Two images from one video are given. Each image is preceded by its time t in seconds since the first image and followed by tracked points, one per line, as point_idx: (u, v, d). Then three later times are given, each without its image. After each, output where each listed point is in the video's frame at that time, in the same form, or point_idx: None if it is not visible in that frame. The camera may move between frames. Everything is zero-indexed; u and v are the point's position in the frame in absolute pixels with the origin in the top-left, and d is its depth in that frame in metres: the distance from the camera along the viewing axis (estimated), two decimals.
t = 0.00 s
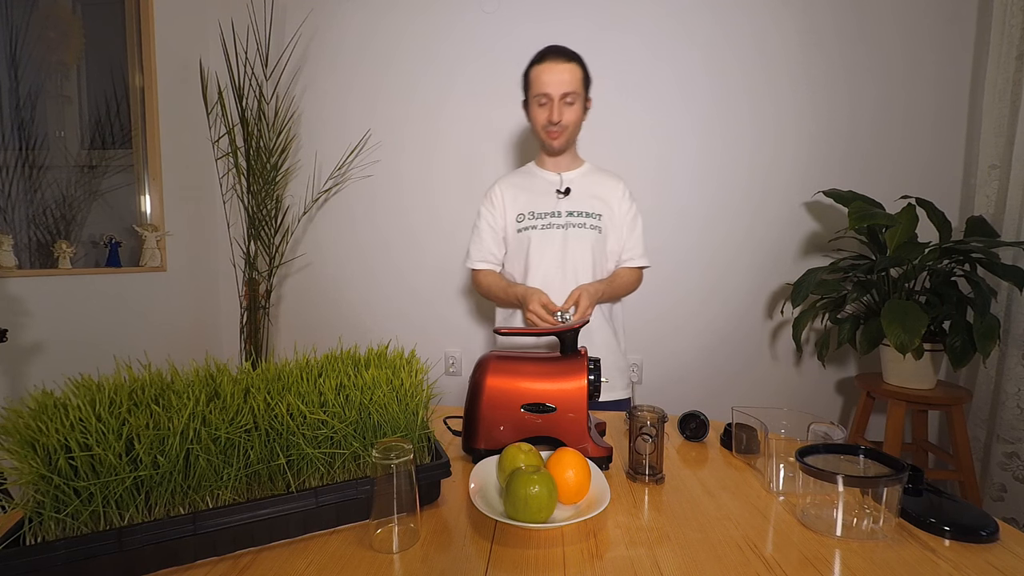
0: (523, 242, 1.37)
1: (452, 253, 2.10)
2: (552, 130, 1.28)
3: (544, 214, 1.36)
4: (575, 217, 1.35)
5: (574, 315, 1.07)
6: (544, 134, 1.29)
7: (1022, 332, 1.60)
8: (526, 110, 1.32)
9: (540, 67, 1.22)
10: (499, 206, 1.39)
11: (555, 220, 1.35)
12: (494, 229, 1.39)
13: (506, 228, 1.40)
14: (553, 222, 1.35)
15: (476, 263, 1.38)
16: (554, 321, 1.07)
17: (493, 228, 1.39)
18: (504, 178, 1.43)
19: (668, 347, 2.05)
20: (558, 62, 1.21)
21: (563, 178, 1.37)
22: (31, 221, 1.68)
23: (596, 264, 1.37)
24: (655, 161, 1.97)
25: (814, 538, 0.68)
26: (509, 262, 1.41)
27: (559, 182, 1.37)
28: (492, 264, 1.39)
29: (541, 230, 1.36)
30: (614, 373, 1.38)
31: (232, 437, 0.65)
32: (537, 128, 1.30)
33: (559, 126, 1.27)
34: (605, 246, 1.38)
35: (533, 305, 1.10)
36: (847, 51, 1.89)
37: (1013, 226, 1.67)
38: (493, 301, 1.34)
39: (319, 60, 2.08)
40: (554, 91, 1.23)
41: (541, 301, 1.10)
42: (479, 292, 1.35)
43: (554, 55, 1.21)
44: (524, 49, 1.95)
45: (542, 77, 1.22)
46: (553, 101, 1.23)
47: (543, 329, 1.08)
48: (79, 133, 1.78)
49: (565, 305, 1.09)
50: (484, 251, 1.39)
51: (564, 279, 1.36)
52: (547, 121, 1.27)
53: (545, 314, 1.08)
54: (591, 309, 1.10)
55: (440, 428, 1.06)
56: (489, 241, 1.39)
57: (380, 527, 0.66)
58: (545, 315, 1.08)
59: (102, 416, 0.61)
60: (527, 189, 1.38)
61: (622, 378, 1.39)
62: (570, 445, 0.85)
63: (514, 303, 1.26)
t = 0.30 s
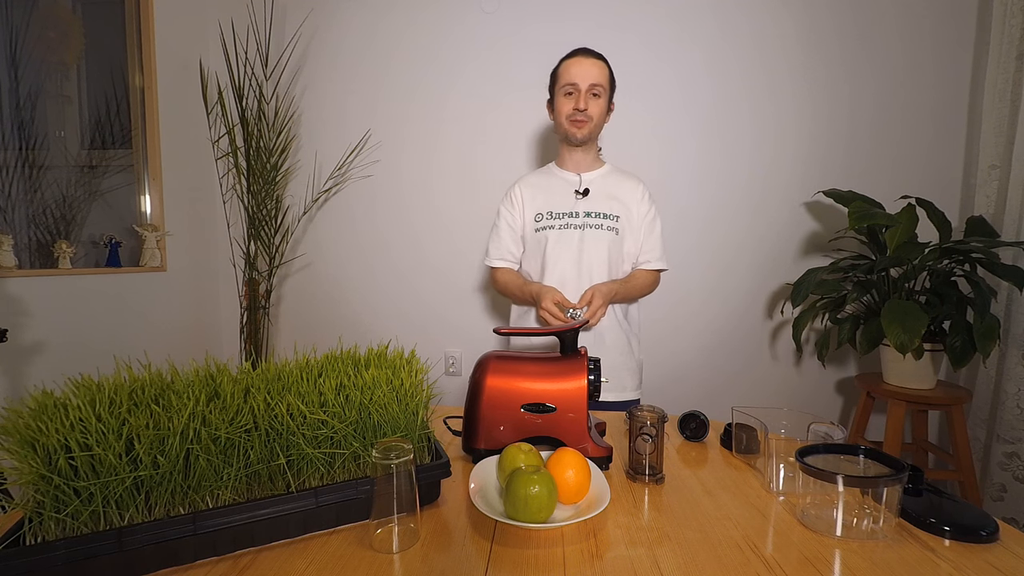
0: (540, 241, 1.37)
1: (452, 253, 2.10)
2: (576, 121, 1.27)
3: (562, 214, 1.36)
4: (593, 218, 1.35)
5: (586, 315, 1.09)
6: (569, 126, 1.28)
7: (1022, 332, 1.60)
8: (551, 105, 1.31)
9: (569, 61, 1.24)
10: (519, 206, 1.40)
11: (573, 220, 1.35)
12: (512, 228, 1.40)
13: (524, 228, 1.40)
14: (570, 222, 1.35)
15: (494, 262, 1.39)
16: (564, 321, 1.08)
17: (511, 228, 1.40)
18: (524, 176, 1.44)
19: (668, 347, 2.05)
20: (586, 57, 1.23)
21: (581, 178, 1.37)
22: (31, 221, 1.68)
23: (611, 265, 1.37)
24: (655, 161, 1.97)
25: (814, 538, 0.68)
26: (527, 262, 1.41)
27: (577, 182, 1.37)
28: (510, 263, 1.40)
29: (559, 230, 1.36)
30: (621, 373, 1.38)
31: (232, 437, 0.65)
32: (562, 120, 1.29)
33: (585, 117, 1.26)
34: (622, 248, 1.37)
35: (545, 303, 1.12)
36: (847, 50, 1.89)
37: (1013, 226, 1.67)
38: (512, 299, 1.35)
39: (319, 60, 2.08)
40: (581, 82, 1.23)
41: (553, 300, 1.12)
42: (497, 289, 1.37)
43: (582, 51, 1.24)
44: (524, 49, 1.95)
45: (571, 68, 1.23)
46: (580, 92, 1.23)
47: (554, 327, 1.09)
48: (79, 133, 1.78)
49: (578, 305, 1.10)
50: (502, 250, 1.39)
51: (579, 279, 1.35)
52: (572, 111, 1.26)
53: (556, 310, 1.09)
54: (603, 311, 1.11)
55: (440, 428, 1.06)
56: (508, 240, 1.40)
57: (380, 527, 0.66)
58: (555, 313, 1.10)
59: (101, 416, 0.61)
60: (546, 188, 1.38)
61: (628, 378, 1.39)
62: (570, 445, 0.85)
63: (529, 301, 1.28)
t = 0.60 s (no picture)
0: (543, 242, 1.38)
1: (452, 252, 2.10)
2: (581, 124, 1.26)
3: (565, 215, 1.36)
4: (596, 219, 1.35)
5: (588, 315, 1.09)
6: (573, 129, 1.28)
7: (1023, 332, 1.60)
8: (555, 108, 1.32)
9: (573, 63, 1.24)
10: (523, 206, 1.40)
11: (576, 221, 1.35)
12: (516, 228, 1.41)
13: (528, 228, 1.41)
14: (573, 223, 1.35)
15: (498, 262, 1.40)
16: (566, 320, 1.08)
17: (515, 228, 1.40)
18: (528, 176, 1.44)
19: (668, 346, 2.05)
20: (590, 60, 1.24)
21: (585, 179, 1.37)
22: (31, 221, 1.68)
23: (615, 266, 1.37)
24: (655, 161, 1.97)
25: (814, 538, 0.68)
26: (530, 262, 1.42)
27: (581, 183, 1.37)
28: (515, 263, 1.41)
29: (562, 231, 1.36)
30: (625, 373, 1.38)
31: (233, 437, 0.65)
32: (566, 123, 1.28)
33: (590, 120, 1.26)
34: (625, 248, 1.37)
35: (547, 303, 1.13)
36: (847, 50, 1.89)
37: (1013, 226, 1.67)
38: (515, 298, 1.36)
39: (319, 60, 2.08)
40: (586, 84, 1.24)
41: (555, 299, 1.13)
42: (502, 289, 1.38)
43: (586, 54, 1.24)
44: (524, 49, 1.95)
45: (575, 71, 1.24)
46: (584, 94, 1.24)
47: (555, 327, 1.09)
48: (79, 133, 1.78)
49: (580, 305, 1.10)
50: (506, 250, 1.40)
51: (581, 280, 1.36)
52: (577, 114, 1.26)
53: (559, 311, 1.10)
54: (605, 311, 1.11)
55: (440, 428, 1.06)
56: (512, 241, 1.40)
57: (380, 527, 0.66)
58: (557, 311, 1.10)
59: (101, 416, 0.61)
60: (550, 189, 1.38)
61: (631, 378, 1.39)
62: (569, 445, 0.85)
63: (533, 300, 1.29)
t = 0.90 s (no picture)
0: (532, 242, 1.37)
1: (452, 253, 2.10)
2: (567, 125, 1.26)
3: (554, 214, 1.35)
4: (585, 218, 1.35)
5: (585, 314, 1.08)
6: (559, 130, 1.27)
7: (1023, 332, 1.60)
8: (540, 108, 1.30)
9: (556, 64, 1.23)
10: (511, 206, 1.40)
11: (565, 220, 1.35)
12: (505, 229, 1.40)
13: (517, 229, 1.40)
14: (563, 222, 1.35)
15: (487, 264, 1.40)
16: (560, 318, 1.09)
17: (503, 229, 1.40)
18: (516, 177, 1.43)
19: (668, 346, 2.05)
20: (573, 60, 1.22)
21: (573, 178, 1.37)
22: (31, 221, 1.68)
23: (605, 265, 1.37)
24: (655, 161, 1.97)
25: (814, 538, 0.68)
26: (520, 263, 1.41)
27: (570, 182, 1.37)
28: (503, 264, 1.41)
29: (551, 231, 1.35)
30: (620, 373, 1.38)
31: (233, 437, 0.65)
32: (551, 124, 1.28)
33: (575, 121, 1.25)
34: (615, 247, 1.38)
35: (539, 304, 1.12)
36: (847, 51, 1.89)
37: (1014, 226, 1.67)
38: (505, 299, 1.36)
39: (319, 60, 2.08)
40: (570, 85, 1.22)
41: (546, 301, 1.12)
42: (490, 291, 1.38)
43: (569, 53, 1.22)
44: (524, 49, 1.95)
45: (559, 72, 1.22)
46: (569, 96, 1.22)
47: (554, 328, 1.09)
48: (78, 133, 1.78)
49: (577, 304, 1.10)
50: (494, 251, 1.40)
51: (571, 279, 1.35)
52: (563, 116, 1.25)
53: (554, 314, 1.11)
54: (602, 306, 1.10)
55: (440, 428, 1.06)
56: (500, 241, 1.40)
57: (380, 527, 0.66)
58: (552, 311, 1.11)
59: (102, 416, 0.61)
60: (539, 189, 1.38)
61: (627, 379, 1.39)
62: (570, 445, 0.85)
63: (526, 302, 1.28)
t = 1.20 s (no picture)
0: (517, 243, 1.37)
1: (452, 253, 2.10)
2: (548, 137, 1.24)
3: (538, 214, 1.35)
4: (570, 216, 1.34)
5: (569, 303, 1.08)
6: (541, 142, 1.25)
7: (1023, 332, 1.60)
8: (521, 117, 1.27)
9: (534, 75, 1.18)
10: (495, 208, 1.41)
11: (549, 220, 1.35)
12: (491, 230, 1.41)
13: (502, 230, 1.41)
14: (547, 221, 1.35)
15: (474, 266, 1.41)
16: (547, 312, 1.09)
17: (489, 230, 1.41)
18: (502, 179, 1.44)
19: (668, 346, 2.05)
20: (551, 69, 1.17)
21: (556, 178, 1.37)
22: (31, 221, 1.68)
23: (592, 263, 1.36)
24: (655, 161, 1.97)
25: (814, 538, 0.68)
26: (507, 264, 1.42)
27: (553, 182, 1.37)
28: (490, 266, 1.42)
29: (536, 230, 1.35)
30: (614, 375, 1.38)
31: (233, 437, 0.65)
32: (533, 135, 1.25)
33: (557, 133, 1.22)
34: (602, 244, 1.37)
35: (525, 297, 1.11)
36: (847, 51, 1.89)
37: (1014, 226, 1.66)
38: (492, 302, 1.36)
39: (319, 60, 2.08)
40: (548, 97, 1.18)
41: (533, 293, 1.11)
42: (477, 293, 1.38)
43: (547, 62, 1.17)
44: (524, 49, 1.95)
45: (537, 84, 1.18)
46: (548, 109, 1.19)
47: (538, 319, 1.09)
48: (79, 133, 1.78)
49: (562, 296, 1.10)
50: (480, 254, 1.40)
51: (557, 278, 1.35)
52: (544, 129, 1.22)
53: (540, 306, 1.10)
54: (589, 297, 1.10)
55: (440, 428, 1.06)
56: (486, 244, 1.41)
57: (380, 527, 0.66)
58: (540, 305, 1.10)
59: (101, 416, 0.61)
60: (523, 189, 1.38)
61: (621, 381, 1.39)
62: (570, 445, 0.85)
63: (512, 298, 1.28)
